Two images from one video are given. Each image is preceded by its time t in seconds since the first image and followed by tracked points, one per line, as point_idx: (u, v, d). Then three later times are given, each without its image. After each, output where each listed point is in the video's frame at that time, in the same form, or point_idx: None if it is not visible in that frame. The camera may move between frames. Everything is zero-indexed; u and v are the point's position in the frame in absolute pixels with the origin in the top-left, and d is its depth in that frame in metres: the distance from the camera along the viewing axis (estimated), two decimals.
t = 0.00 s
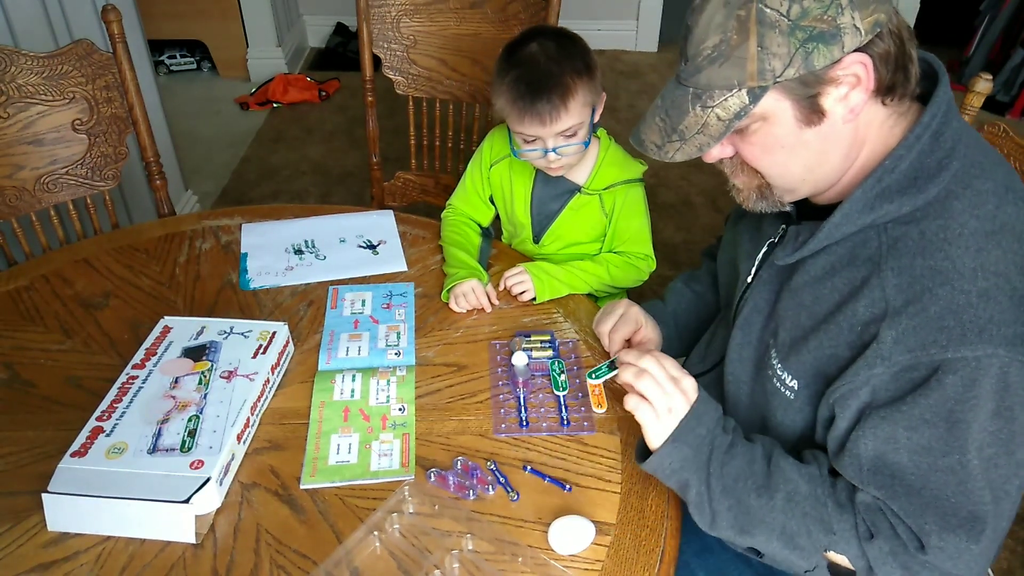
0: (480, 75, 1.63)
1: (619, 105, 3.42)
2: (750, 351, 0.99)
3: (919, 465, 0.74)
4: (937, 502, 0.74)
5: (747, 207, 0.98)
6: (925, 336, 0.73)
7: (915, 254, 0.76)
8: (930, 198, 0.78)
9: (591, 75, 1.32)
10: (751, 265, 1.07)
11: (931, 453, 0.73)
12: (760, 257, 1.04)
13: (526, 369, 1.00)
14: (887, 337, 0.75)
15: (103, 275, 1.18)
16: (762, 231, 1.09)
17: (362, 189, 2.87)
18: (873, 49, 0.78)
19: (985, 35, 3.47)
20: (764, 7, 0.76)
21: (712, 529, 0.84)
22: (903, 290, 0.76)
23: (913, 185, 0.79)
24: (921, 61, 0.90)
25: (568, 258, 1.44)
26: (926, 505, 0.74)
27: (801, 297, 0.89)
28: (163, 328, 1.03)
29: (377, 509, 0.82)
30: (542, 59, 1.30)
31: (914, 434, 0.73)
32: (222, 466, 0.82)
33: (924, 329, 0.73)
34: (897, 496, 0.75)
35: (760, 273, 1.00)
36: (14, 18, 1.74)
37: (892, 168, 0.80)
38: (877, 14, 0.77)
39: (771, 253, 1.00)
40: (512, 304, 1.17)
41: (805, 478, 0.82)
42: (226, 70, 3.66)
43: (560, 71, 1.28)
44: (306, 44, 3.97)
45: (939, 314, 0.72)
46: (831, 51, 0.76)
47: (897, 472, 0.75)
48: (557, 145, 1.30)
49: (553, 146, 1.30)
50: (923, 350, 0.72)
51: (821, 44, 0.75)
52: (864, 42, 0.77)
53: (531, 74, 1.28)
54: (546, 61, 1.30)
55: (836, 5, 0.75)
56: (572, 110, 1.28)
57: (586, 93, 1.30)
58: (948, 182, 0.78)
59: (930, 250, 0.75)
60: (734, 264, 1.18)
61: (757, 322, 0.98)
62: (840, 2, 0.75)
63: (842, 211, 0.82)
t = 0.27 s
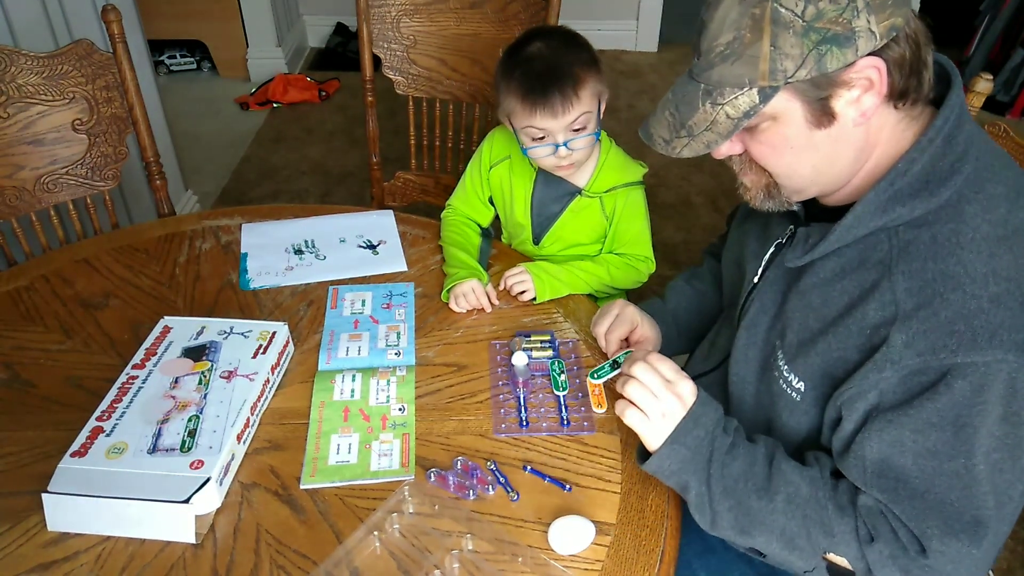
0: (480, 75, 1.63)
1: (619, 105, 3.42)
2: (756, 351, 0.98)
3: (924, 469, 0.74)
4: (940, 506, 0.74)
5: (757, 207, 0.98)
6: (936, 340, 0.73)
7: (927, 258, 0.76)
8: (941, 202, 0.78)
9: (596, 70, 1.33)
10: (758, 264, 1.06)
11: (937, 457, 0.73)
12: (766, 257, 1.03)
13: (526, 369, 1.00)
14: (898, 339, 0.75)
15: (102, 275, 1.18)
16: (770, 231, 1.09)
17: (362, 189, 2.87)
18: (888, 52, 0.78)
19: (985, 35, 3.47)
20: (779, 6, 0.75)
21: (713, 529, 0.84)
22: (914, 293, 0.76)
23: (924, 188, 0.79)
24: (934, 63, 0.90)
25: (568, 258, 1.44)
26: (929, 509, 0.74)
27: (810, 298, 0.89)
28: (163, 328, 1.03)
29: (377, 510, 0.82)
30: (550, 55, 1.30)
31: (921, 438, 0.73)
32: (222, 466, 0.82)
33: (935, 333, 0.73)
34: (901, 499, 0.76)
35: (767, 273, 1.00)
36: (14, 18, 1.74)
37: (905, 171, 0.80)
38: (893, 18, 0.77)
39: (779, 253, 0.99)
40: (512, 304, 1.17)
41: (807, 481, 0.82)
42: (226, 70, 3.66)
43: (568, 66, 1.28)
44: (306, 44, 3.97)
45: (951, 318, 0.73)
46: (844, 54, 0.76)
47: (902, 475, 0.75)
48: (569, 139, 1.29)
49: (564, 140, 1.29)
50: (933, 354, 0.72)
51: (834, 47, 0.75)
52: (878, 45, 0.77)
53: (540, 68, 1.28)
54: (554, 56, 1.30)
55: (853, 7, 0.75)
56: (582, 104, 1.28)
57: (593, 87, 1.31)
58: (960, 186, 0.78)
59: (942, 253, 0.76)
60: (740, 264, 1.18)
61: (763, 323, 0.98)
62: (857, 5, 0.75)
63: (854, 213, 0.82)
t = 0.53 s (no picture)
0: (480, 75, 1.63)
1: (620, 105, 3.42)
2: (746, 353, 0.99)
3: (923, 471, 0.74)
4: (943, 509, 0.73)
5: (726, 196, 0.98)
6: (924, 343, 0.72)
7: (910, 258, 0.76)
8: (924, 202, 0.78)
9: (597, 73, 1.33)
10: (749, 267, 1.07)
11: (935, 459, 0.73)
12: (755, 261, 1.04)
13: (526, 369, 1.00)
14: (886, 343, 0.75)
15: (102, 275, 1.18)
16: (761, 233, 1.09)
17: (362, 189, 2.87)
18: (858, 69, 0.76)
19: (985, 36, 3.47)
20: (750, 10, 0.74)
21: (722, 554, 0.84)
22: (899, 296, 0.76)
23: (907, 190, 0.79)
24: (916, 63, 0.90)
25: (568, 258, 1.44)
26: (933, 512, 0.74)
27: (798, 299, 0.90)
28: (163, 328, 1.03)
29: (377, 510, 0.82)
30: (550, 57, 1.30)
31: (918, 441, 0.73)
32: (222, 466, 0.82)
33: (923, 335, 0.73)
34: (903, 504, 0.75)
35: (756, 277, 1.01)
36: (13, 18, 1.74)
37: (886, 172, 0.80)
38: (865, 37, 0.75)
39: (767, 257, 1.00)
40: (512, 304, 1.17)
41: (806, 494, 0.82)
42: (226, 70, 3.66)
43: (569, 68, 1.28)
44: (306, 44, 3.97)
45: (937, 319, 0.72)
46: (807, 67, 0.75)
47: (902, 480, 0.75)
48: (568, 142, 1.29)
49: (564, 143, 1.29)
50: (923, 356, 0.72)
51: (797, 59, 0.74)
52: (845, 62, 0.75)
53: (541, 71, 1.28)
54: (555, 59, 1.30)
55: (821, 21, 0.73)
56: (582, 107, 1.28)
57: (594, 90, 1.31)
58: (942, 186, 0.78)
59: (925, 254, 0.75)
60: (733, 265, 1.18)
61: (753, 326, 0.99)
62: (825, 19, 0.73)
63: (836, 216, 0.82)
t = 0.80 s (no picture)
0: (480, 75, 1.63)
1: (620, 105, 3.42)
2: (727, 360, 0.99)
3: (897, 468, 0.73)
4: (921, 504, 0.73)
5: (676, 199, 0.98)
6: (878, 341, 0.73)
7: (858, 259, 0.77)
8: (870, 203, 0.78)
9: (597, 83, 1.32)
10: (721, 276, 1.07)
11: (906, 456, 0.72)
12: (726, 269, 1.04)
13: (526, 369, 1.00)
14: (841, 343, 0.76)
15: (102, 275, 1.18)
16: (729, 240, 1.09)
17: (362, 189, 2.87)
18: (787, 99, 0.75)
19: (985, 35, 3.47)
20: (682, 40, 0.72)
21: (720, 566, 0.85)
22: (850, 296, 0.76)
23: (853, 191, 0.79)
24: (859, 65, 0.89)
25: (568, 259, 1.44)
26: (912, 508, 0.73)
27: (762, 303, 0.90)
28: (163, 328, 1.03)
29: (377, 510, 0.82)
30: (551, 65, 1.30)
31: (886, 439, 0.73)
32: (222, 466, 0.82)
33: (876, 333, 0.73)
34: (881, 502, 0.75)
35: (728, 285, 1.01)
36: (14, 18, 1.73)
37: (832, 176, 0.80)
38: (795, 69, 0.73)
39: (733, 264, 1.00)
40: (512, 304, 1.17)
41: (793, 499, 0.83)
42: (226, 70, 3.66)
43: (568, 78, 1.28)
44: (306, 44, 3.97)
45: (887, 317, 0.73)
46: (735, 97, 0.73)
47: (878, 479, 0.75)
48: (564, 150, 1.29)
49: (559, 151, 1.29)
50: (879, 354, 0.73)
51: (724, 90, 0.72)
52: (773, 93, 0.74)
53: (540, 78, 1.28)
54: (555, 68, 1.30)
55: (749, 55, 0.71)
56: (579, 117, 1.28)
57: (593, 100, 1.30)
58: (888, 185, 0.78)
59: (872, 254, 0.76)
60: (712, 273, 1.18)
61: (730, 332, 0.99)
62: (753, 53, 0.71)
63: (785, 221, 0.83)
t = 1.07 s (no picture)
0: (480, 75, 1.63)
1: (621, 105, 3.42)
2: (697, 368, 0.99)
3: (871, 456, 0.74)
4: (900, 489, 0.73)
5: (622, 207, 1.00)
6: (826, 333, 0.74)
7: (797, 256, 0.79)
8: (802, 201, 0.80)
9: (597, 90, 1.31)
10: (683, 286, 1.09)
11: (876, 444, 0.73)
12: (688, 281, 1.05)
13: (526, 369, 1.01)
14: (791, 338, 0.77)
15: (102, 275, 1.18)
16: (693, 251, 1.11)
17: (362, 189, 2.87)
18: (709, 121, 0.77)
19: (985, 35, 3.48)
20: (606, 66, 0.73)
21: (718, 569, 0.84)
22: (794, 291, 0.78)
23: (786, 191, 0.82)
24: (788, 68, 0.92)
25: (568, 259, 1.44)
26: (892, 494, 0.74)
27: (720, 310, 0.90)
28: (163, 328, 1.03)
29: (377, 510, 0.82)
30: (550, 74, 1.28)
31: (854, 430, 0.73)
32: (222, 466, 0.82)
33: (824, 326, 0.75)
34: (862, 492, 0.76)
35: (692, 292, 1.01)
36: (14, 18, 1.73)
37: (765, 177, 0.83)
38: (714, 93, 0.75)
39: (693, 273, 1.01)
40: (512, 304, 1.17)
41: (785, 496, 0.83)
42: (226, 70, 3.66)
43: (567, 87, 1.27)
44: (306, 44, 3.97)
45: (829, 308, 0.75)
46: (659, 120, 0.75)
47: (856, 470, 0.75)
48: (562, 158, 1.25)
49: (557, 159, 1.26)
50: (829, 346, 0.74)
51: (648, 113, 0.74)
52: (694, 116, 0.76)
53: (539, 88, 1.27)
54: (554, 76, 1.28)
55: (670, 81, 0.73)
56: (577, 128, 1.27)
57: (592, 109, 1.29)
58: (820, 181, 0.80)
59: (808, 249, 0.78)
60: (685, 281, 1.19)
61: (699, 340, 0.99)
62: (673, 80, 0.73)
63: (726, 224, 0.85)
